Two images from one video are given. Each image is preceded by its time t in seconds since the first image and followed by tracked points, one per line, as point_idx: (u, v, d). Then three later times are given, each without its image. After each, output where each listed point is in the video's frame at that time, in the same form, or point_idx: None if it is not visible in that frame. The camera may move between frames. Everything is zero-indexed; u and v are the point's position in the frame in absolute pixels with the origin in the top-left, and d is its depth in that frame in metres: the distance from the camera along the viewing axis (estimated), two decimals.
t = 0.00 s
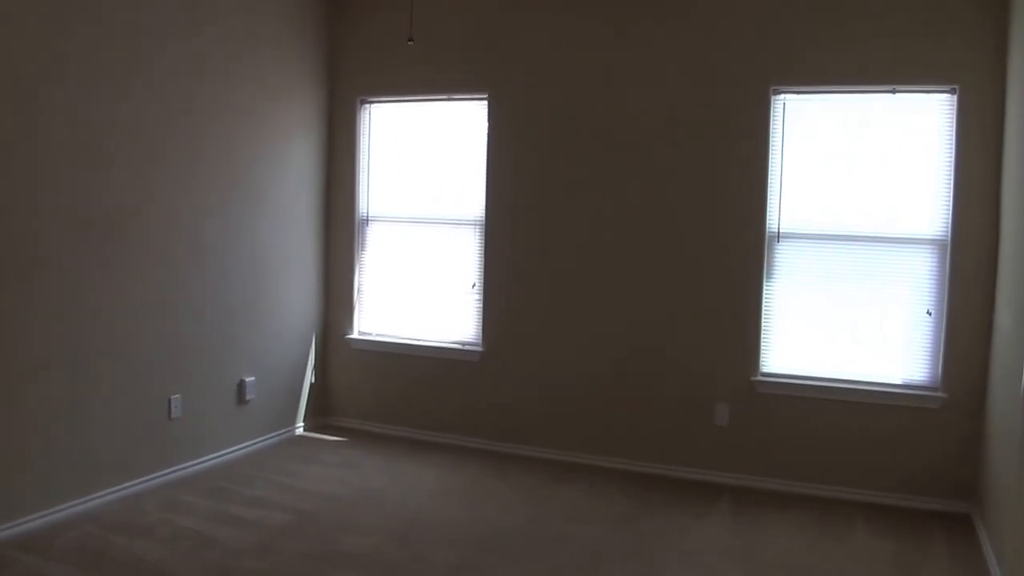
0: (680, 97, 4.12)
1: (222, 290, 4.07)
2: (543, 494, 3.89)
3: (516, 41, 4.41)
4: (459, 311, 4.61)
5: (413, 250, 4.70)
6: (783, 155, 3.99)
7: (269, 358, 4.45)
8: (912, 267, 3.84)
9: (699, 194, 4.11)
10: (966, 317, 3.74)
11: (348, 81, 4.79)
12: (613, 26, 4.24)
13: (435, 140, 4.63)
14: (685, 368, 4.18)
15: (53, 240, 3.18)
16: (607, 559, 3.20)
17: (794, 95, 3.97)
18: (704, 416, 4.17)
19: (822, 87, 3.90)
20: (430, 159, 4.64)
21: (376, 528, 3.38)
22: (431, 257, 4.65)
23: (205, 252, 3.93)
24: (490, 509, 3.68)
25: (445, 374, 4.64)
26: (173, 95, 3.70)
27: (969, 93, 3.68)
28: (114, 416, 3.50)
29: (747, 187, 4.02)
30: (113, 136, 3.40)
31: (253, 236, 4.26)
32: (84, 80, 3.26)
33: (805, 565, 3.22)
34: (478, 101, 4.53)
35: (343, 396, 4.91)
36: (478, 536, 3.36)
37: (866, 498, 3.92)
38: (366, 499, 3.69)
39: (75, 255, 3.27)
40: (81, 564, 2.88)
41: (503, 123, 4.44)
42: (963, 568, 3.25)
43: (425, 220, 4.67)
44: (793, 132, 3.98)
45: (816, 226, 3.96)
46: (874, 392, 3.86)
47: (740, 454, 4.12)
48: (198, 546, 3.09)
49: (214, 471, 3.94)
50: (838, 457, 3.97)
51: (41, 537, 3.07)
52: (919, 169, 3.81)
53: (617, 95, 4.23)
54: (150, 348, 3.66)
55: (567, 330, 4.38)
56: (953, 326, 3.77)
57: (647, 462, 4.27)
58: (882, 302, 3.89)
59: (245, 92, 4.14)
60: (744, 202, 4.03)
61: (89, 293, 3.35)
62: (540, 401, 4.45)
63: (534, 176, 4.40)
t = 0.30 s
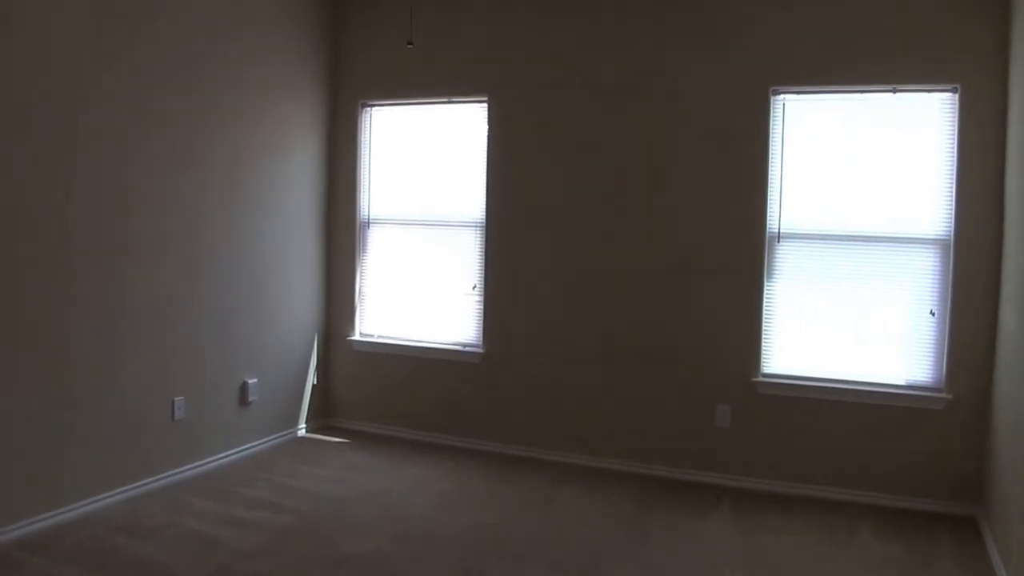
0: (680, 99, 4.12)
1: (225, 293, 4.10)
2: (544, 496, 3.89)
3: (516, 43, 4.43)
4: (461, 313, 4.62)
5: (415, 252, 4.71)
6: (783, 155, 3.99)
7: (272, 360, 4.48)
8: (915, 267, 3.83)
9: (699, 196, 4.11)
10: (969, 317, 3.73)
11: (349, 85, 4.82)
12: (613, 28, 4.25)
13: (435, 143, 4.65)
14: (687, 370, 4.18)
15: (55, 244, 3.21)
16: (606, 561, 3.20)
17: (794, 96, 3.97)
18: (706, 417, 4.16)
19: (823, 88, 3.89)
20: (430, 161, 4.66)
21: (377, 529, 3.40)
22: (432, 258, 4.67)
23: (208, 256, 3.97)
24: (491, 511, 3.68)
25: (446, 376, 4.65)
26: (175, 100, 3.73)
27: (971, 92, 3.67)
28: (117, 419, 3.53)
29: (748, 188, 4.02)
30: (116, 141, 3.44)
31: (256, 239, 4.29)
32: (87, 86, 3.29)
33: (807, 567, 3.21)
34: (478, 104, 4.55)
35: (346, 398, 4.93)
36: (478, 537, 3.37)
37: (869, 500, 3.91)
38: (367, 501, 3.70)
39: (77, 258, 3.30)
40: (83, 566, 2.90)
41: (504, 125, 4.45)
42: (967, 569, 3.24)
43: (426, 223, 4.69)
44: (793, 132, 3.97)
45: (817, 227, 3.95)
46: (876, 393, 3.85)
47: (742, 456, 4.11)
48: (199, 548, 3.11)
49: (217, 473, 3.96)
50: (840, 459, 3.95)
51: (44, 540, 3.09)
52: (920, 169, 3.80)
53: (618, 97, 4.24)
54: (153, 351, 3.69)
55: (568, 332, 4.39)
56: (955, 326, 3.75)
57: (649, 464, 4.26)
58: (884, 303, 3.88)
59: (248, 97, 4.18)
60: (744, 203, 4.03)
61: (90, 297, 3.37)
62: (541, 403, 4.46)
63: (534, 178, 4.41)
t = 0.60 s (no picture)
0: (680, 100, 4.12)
1: (225, 296, 4.09)
2: (545, 498, 3.88)
3: (516, 44, 4.42)
4: (461, 315, 4.61)
5: (416, 254, 4.70)
6: (784, 156, 3.99)
7: (272, 362, 4.46)
8: (916, 267, 3.83)
9: (700, 196, 4.10)
10: (969, 317, 3.72)
11: (349, 87, 4.81)
12: (613, 29, 4.24)
13: (436, 144, 4.64)
14: (688, 371, 4.17)
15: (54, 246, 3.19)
16: (608, 562, 3.19)
17: (794, 97, 3.97)
18: (707, 418, 4.15)
19: (823, 89, 3.89)
20: (430, 163, 4.65)
21: (378, 532, 3.39)
22: (433, 260, 4.66)
23: (207, 258, 3.95)
24: (492, 513, 3.67)
25: (447, 378, 4.64)
26: (174, 102, 3.72)
27: (971, 92, 3.67)
28: (117, 421, 3.52)
29: (749, 189, 4.01)
30: (115, 143, 3.43)
31: (255, 241, 4.27)
32: (85, 87, 3.28)
33: (809, 568, 3.21)
34: (478, 105, 4.54)
35: (346, 400, 4.91)
36: (480, 539, 3.36)
37: (871, 500, 3.90)
38: (369, 504, 3.69)
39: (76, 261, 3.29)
40: (83, 570, 2.88)
41: (504, 126, 4.45)
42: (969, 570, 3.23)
43: (427, 224, 4.68)
44: (794, 133, 3.97)
45: (818, 227, 3.95)
46: (878, 393, 3.85)
47: (743, 457, 4.10)
48: (199, 552, 3.09)
49: (217, 476, 3.95)
50: (842, 460, 3.95)
51: (43, 544, 3.08)
52: (921, 169, 3.79)
53: (618, 98, 4.24)
54: (152, 353, 3.68)
55: (569, 333, 4.38)
56: (956, 327, 3.75)
57: (650, 466, 4.25)
58: (885, 303, 3.87)
59: (247, 99, 4.17)
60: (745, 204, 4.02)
61: (88, 300, 3.35)
62: (542, 405, 4.45)
63: (535, 180, 4.40)
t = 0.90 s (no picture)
0: (681, 102, 4.12)
1: (224, 297, 4.08)
2: (546, 500, 3.88)
3: (516, 45, 4.42)
4: (461, 316, 4.61)
5: (416, 254, 4.70)
6: (784, 157, 3.99)
7: (271, 364, 4.45)
8: (916, 269, 3.83)
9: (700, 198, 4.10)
10: (970, 318, 3.72)
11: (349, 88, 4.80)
12: (613, 30, 4.24)
13: (436, 146, 4.63)
14: (689, 372, 4.17)
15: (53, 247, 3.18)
16: (609, 564, 3.19)
17: (794, 98, 3.97)
18: (708, 420, 4.15)
19: (824, 90, 3.89)
20: (430, 164, 4.64)
21: (379, 533, 3.38)
22: (433, 262, 4.65)
23: (207, 260, 3.94)
24: (493, 515, 3.67)
25: (447, 380, 4.63)
26: (174, 102, 3.71)
27: (971, 93, 3.67)
28: (117, 423, 3.51)
29: (749, 190, 4.01)
30: (114, 144, 3.41)
31: (255, 243, 4.26)
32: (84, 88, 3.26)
33: (810, 569, 3.21)
34: (478, 106, 4.54)
35: (346, 402, 4.90)
36: (480, 541, 3.36)
37: (872, 502, 3.90)
38: (369, 506, 3.68)
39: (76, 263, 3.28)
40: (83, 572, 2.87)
41: (505, 128, 4.44)
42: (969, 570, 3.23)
43: (427, 226, 4.67)
44: (794, 134, 3.97)
45: (819, 228, 3.95)
46: (878, 394, 3.85)
47: (744, 458, 4.10)
48: (198, 555, 3.08)
49: (217, 478, 3.94)
50: (842, 461, 3.95)
51: (40, 547, 3.06)
52: (921, 170, 3.79)
53: (618, 99, 4.23)
54: (152, 355, 3.67)
55: (569, 334, 4.38)
56: (956, 328, 3.75)
57: (651, 467, 4.25)
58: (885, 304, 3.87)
59: (247, 100, 4.15)
60: (746, 206, 4.02)
61: (86, 301, 3.34)
62: (542, 406, 4.44)
63: (535, 181, 4.40)
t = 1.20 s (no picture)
0: (681, 101, 4.11)
1: (223, 297, 4.06)
2: (546, 500, 3.87)
3: (516, 45, 4.41)
4: (461, 316, 4.60)
5: (416, 254, 4.69)
6: (784, 158, 3.98)
7: (271, 365, 4.43)
8: (916, 269, 3.83)
9: (700, 198, 4.10)
10: (970, 319, 3.72)
11: (349, 88, 4.79)
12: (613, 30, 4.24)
13: (436, 146, 4.62)
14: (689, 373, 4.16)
15: (52, 246, 3.16)
16: (610, 565, 3.18)
17: (795, 98, 3.97)
18: (708, 421, 4.15)
19: (825, 90, 3.89)
20: (430, 164, 4.64)
21: (379, 534, 3.37)
22: (433, 262, 4.64)
23: (206, 259, 3.93)
24: (494, 515, 3.66)
25: (447, 380, 4.62)
26: (172, 101, 3.69)
27: (971, 93, 3.67)
28: (116, 424, 3.49)
29: (750, 190, 4.01)
30: (112, 143, 3.39)
31: (254, 243, 4.25)
32: (82, 86, 3.24)
33: (811, 569, 3.20)
34: (479, 106, 4.52)
35: (346, 403, 4.89)
36: (480, 541, 3.35)
37: (872, 502, 3.89)
38: (369, 507, 3.67)
39: (75, 262, 3.26)
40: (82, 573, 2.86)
41: (505, 127, 4.43)
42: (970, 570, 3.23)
43: (427, 226, 4.66)
44: (795, 135, 3.97)
45: (819, 228, 3.95)
46: (879, 394, 3.84)
47: (744, 459, 4.10)
48: (197, 556, 3.06)
49: (216, 479, 3.92)
50: (842, 461, 3.94)
51: (37, 549, 3.03)
52: (921, 170, 3.79)
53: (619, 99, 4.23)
54: (150, 355, 3.65)
55: (569, 335, 4.37)
56: (957, 328, 3.75)
57: (651, 468, 4.24)
58: (886, 305, 3.87)
59: (246, 99, 4.14)
60: (746, 206, 4.02)
61: (85, 302, 3.32)
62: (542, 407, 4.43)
63: (535, 181, 4.39)
